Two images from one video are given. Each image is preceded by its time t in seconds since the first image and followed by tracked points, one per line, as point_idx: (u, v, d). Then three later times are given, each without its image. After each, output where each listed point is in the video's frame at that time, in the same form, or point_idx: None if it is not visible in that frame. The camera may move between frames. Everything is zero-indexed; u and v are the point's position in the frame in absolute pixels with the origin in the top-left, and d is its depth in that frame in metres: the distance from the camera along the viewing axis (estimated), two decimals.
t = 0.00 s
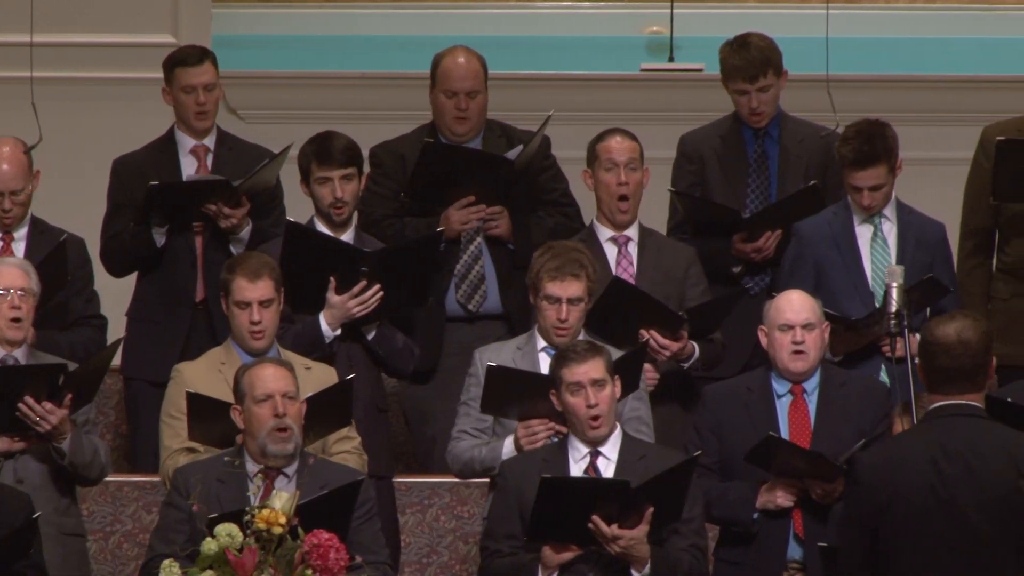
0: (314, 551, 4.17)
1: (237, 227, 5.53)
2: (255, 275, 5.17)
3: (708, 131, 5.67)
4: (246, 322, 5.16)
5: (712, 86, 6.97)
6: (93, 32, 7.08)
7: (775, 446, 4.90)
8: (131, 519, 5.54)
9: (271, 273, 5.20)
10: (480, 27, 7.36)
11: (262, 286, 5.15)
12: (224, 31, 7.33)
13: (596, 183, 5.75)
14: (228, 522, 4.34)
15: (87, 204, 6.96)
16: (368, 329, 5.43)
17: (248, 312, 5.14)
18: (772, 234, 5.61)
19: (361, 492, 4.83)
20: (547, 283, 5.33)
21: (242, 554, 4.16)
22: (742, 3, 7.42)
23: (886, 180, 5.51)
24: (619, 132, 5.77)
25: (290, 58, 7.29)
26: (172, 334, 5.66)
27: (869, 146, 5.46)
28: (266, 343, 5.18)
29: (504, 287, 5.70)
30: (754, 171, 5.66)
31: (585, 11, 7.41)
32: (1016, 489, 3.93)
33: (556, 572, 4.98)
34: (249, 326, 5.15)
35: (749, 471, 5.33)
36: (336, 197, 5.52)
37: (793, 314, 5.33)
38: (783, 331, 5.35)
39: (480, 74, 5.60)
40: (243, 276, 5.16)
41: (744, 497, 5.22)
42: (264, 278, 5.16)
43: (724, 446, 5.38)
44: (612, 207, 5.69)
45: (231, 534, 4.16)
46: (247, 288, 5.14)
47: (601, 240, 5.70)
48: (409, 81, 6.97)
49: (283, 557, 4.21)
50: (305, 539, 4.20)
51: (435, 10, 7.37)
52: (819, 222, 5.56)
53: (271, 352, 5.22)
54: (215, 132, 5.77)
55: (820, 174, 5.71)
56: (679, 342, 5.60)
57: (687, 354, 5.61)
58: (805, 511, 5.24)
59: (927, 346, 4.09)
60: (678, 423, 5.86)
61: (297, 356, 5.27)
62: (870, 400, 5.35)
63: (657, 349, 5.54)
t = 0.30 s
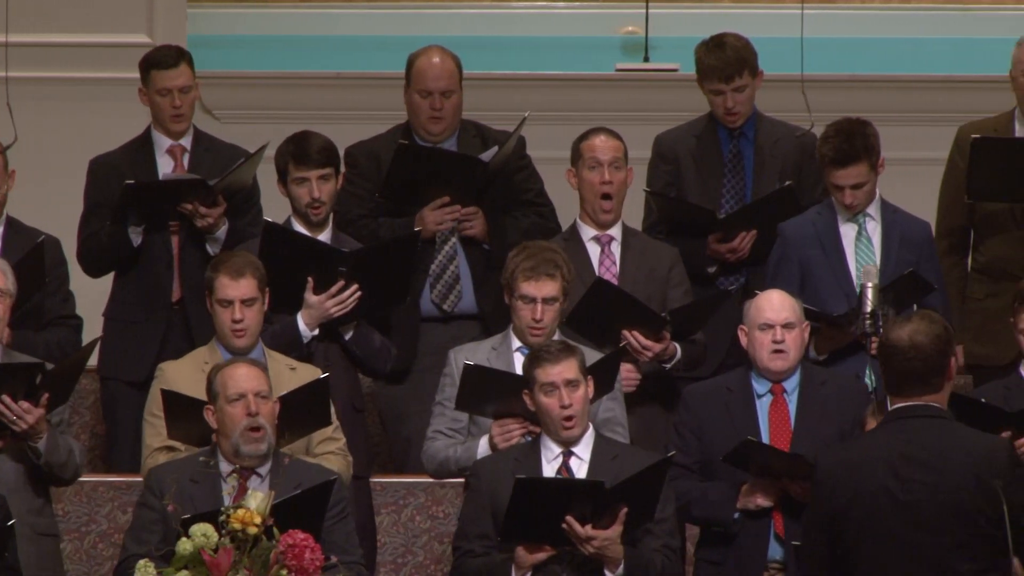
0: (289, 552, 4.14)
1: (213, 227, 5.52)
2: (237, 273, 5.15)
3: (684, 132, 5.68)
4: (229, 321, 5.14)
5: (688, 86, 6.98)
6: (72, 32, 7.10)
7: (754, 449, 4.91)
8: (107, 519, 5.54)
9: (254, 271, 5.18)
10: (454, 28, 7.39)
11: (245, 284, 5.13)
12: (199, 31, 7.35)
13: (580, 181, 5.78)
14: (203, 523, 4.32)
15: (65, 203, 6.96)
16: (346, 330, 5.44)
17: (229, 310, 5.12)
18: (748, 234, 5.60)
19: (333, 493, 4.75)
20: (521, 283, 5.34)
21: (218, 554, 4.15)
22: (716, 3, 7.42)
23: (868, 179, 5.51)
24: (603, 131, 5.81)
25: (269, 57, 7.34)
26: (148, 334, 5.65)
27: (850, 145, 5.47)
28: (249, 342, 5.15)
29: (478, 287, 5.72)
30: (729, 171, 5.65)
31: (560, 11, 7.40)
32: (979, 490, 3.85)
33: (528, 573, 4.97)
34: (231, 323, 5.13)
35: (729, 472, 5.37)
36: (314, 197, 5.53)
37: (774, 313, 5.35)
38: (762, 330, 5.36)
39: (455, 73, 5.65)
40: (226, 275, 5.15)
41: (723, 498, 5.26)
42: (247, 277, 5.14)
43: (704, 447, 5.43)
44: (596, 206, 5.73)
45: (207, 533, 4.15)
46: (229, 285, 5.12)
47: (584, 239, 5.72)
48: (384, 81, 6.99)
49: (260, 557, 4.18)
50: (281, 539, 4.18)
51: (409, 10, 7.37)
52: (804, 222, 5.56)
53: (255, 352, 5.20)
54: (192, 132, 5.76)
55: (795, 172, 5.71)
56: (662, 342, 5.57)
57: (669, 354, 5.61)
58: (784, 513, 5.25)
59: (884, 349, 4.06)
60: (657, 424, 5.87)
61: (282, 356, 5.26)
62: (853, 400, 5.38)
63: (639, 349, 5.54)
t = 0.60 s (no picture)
0: (264, 552, 4.16)
1: (189, 226, 5.50)
2: (221, 273, 5.15)
3: (658, 132, 5.69)
4: (213, 321, 5.15)
5: (654, 85, 7.05)
6: (50, 33, 7.12)
7: (734, 447, 4.94)
8: (81, 519, 5.53)
9: (239, 272, 5.18)
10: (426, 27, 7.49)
11: (229, 285, 5.13)
12: (175, 31, 7.49)
13: (564, 181, 5.81)
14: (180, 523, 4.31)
15: (44, 203, 6.96)
16: (324, 330, 5.49)
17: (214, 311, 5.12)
18: (723, 234, 5.60)
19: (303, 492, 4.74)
20: (495, 278, 5.36)
21: (191, 554, 4.17)
22: (688, 3, 7.58)
23: (855, 177, 5.57)
24: (589, 132, 5.83)
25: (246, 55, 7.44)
26: (122, 334, 5.63)
27: (837, 143, 5.52)
28: (234, 342, 5.17)
29: (452, 287, 5.77)
30: (703, 171, 5.67)
31: (535, 11, 7.55)
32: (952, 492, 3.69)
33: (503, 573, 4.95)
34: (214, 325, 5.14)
35: (708, 471, 5.41)
36: (292, 197, 5.55)
37: (754, 313, 5.40)
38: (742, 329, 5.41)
39: (429, 74, 5.69)
40: (211, 275, 5.15)
41: (703, 499, 5.28)
42: (231, 277, 5.15)
43: (683, 446, 5.48)
44: (579, 207, 5.75)
45: (181, 534, 4.16)
46: (214, 287, 5.13)
47: (567, 239, 5.75)
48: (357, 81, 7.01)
49: (233, 556, 4.19)
50: (255, 539, 4.19)
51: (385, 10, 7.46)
52: (792, 221, 5.60)
53: (241, 352, 5.20)
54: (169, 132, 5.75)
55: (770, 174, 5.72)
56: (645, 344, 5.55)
57: (650, 356, 5.61)
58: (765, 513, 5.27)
59: (859, 351, 3.91)
60: (638, 426, 5.84)
61: (271, 357, 5.28)
62: (832, 400, 5.42)
63: (619, 350, 5.51)
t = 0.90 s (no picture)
0: (238, 552, 4.13)
1: (165, 226, 5.50)
2: (204, 273, 5.17)
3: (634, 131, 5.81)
4: (196, 321, 5.17)
5: (630, 86, 7.08)
6: (27, 33, 7.12)
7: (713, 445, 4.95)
8: (55, 519, 5.52)
9: (223, 272, 5.20)
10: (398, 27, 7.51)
11: (212, 286, 5.15)
12: (149, 31, 7.50)
13: (550, 180, 5.77)
14: (154, 523, 4.29)
15: (22, 203, 6.95)
16: (303, 328, 5.55)
17: (198, 310, 5.15)
18: (698, 234, 5.60)
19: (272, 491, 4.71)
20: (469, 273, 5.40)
21: (166, 554, 4.15)
22: (663, 3, 7.62)
23: (842, 177, 5.69)
24: (575, 131, 5.79)
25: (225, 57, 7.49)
26: (98, 333, 5.63)
27: (823, 143, 5.66)
28: (217, 342, 5.18)
29: (428, 286, 5.79)
30: (677, 172, 5.79)
31: (509, 11, 7.60)
32: (943, 498, 3.77)
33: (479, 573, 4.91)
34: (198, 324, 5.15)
35: (686, 470, 5.41)
36: (270, 197, 5.57)
37: (732, 313, 5.40)
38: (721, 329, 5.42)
39: (404, 74, 5.71)
40: (194, 275, 5.17)
41: (681, 497, 5.28)
42: (213, 277, 5.16)
43: (661, 445, 5.48)
44: (565, 207, 5.73)
45: (155, 534, 4.14)
46: (196, 286, 5.15)
47: (552, 239, 5.73)
48: (334, 81, 7.05)
49: (208, 555, 4.18)
50: (228, 539, 4.17)
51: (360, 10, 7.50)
52: (781, 222, 5.73)
53: (225, 352, 5.22)
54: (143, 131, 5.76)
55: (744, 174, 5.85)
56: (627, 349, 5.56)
57: (630, 361, 5.61)
58: (743, 511, 5.28)
59: (862, 345, 3.96)
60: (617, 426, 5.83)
61: (257, 359, 5.29)
62: (809, 400, 5.44)
63: (600, 357, 5.53)
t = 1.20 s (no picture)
0: (210, 552, 4.15)
1: (137, 226, 5.51)
2: (183, 275, 5.16)
3: (605, 132, 5.87)
4: (175, 322, 5.17)
5: (612, 86, 7.13)
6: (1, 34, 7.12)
7: (688, 447, 4.95)
8: (27, 519, 5.44)
9: (203, 273, 5.19)
10: (374, 28, 7.66)
11: (192, 286, 5.15)
12: (121, 30, 7.55)
13: (535, 180, 5.75)
14: (126, 522, 4.28)
15: None
16: (279, 328, 5.57)
17: (176, 312, 5.16)
18: (670, 234, 5.61)
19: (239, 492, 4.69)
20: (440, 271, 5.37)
21: (138, 554, 4.11)
22: (636, 4, 7.74)
23: (826, 176, 5.72)
24: (561, 131, 5.78)
25: (199, 57, 7.53)
26: (73, 334, 5.63)
27: (807, 141, 5.69)
28: (197, 343, 5.19)
29: (401, 286, 5.80)
30: (649, 172, 5.84)
31: (481, 11, 7.69)
32: (940, 499, 3.80)
33: (454, 572, 4.86)
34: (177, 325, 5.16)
35: (660, 469, 5.42)
36: (246, 198, 5.57)
37: (708, 313, 5.39)
38: (696, 329, 5.42)
39: (377, 73, 5.71)
40: (174, 276, 5.17)
41: (657, 496, 5.28)
42: (193, 278, 5.16)
43: (636, 445, 5.48)
44: (550, 204, 5.70)
45: (128, 533, 4.11)
46: (176, 287, 5.15)
47: (535, 238, 5.71)
48: (309, 81, 7.07)
49: (179, 557, 4.16)
50: (200, 539, 4.18)
51: (336, 11, 7.66)
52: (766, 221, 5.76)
53: (207, 353, 5.24)
54: (114, 131, 5.76)
55: (717, 175, 5.92)
56: (605, 350, 5.54)
57: (610, 362, 5.60)
58: (716, 510, 5.29)
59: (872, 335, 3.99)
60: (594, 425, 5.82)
61: (238, 359, 5.30)
62: (783, 400, 5.44)
63: (579, 358, 5.52)
